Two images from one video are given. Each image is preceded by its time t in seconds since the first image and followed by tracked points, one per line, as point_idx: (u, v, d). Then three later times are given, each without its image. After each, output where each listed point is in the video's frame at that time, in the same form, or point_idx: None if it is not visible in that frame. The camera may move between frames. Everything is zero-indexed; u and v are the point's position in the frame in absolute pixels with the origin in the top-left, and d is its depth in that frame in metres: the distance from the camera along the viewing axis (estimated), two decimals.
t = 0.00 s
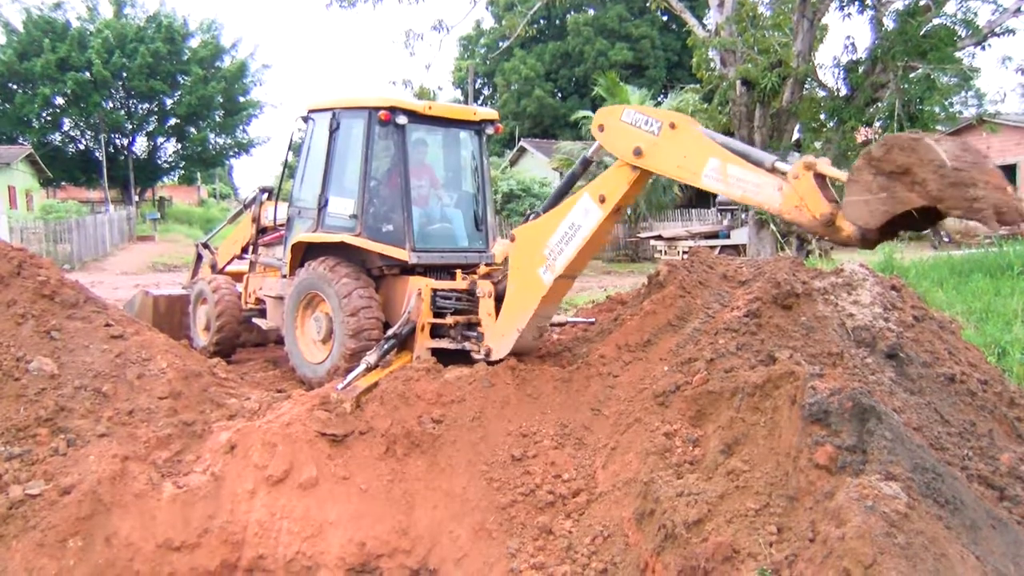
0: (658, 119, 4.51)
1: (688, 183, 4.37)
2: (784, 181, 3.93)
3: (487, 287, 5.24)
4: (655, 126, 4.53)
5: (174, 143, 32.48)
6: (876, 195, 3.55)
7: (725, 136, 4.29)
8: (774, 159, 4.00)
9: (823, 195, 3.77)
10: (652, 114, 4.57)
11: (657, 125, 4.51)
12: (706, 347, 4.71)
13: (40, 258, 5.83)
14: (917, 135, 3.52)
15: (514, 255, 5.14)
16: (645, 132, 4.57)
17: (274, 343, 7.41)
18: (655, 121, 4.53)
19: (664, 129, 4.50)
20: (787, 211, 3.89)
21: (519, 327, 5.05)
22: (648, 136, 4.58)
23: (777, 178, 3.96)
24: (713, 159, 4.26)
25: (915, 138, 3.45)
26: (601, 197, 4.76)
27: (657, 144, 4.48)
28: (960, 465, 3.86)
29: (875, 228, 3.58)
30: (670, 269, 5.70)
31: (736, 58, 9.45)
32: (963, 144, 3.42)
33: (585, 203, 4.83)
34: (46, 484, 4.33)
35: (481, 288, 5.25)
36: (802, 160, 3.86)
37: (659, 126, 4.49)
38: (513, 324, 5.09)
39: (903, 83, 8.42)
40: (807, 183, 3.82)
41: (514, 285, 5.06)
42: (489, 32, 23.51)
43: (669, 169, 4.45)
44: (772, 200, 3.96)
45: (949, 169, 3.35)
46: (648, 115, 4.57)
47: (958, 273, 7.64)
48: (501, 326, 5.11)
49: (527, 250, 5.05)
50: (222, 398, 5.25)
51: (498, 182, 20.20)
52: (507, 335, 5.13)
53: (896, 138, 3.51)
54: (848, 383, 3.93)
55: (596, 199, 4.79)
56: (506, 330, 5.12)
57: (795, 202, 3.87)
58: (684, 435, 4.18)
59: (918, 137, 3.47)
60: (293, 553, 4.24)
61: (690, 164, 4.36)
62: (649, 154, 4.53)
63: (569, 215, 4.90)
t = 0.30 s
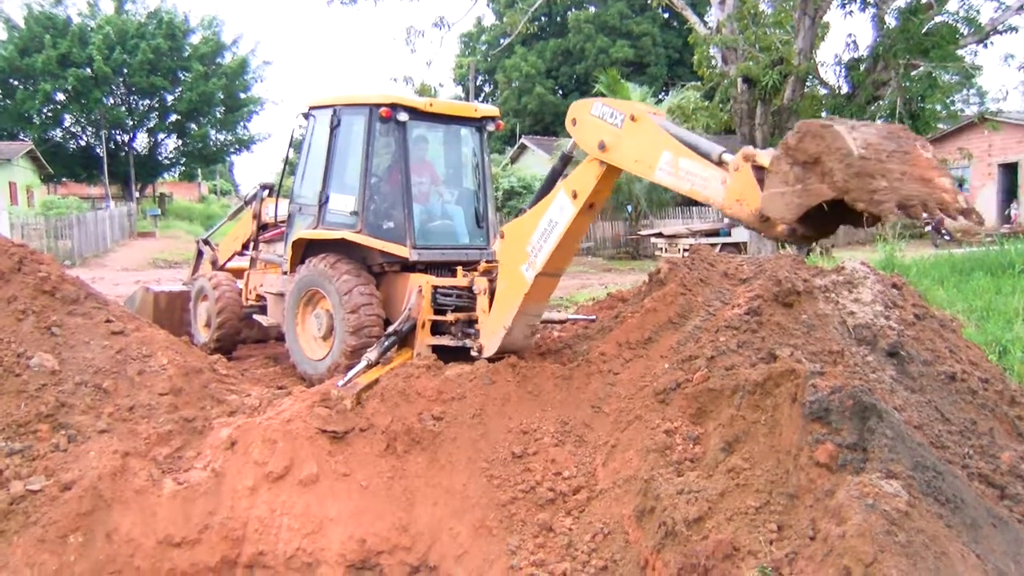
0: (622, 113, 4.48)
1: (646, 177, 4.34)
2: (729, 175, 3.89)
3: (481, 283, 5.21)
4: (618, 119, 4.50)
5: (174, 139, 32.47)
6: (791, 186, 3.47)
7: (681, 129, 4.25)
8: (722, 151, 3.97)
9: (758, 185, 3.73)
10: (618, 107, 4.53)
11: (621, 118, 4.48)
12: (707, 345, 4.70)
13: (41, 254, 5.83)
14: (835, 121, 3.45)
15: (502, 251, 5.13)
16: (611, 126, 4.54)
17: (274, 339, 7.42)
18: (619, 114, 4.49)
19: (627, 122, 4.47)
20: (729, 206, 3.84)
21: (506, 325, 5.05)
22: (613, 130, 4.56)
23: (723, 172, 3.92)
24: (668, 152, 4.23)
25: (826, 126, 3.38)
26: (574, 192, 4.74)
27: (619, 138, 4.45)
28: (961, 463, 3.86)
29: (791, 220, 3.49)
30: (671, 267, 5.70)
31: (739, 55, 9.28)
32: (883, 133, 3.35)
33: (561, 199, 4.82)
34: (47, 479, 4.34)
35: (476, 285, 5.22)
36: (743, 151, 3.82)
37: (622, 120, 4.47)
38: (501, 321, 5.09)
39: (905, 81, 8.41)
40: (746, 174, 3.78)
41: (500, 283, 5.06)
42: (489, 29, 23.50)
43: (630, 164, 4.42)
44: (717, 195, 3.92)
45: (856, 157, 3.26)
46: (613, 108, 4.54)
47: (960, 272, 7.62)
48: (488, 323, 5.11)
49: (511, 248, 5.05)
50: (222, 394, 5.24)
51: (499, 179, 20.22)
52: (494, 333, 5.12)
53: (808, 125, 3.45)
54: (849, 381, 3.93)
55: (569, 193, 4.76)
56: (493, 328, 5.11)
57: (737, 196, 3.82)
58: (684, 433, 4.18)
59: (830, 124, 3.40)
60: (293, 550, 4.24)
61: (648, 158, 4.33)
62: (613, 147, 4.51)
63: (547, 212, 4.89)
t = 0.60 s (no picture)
0: (588, 106, 4.36)
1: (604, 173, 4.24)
2: (672, 172, 3.81)
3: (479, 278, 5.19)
4: (585, 112, 4.38)
5: (177, 135, 32.49)
6: (705, 195, 3.56)
7: (637, 123, 4.11)
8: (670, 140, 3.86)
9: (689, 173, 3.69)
10: (587, 100, 4.40)
11: (587, 112, 4.36)
12: (710, 341, 4.70)
13: (43, 249, 5.84)
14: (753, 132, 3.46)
15: (496, 245, 5.08)
16: (579, 119, 4.42)
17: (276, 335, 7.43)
18: (586, 107, 4.37)
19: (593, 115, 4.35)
20: (669, 204, 3.78)
21: (496, 322, 5.01)
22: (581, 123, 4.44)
23: (667, 169, 3.83)
24: (623, 148, 4.12)
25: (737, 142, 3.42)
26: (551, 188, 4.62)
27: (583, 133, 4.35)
28: (963, 460, 3.86)
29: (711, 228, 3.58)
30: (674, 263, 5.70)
31: (741, 52, 9.40)
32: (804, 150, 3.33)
33: (541, 196, 4.70)
34: (50, 474, 4.35)
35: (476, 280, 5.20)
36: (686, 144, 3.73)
37: (588, 113, 4.35)
38: (492, 317, 5.04)
39: (909, 77, 8.47)
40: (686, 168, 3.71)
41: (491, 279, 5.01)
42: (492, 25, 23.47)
43: (592, 159, 4.32)
44: (660, 192, 3.84)
45: (759, 183, 3.34)
46: (581, 101, 4.41)
47: (962, 269, 7.61)
48: (480, 319, 5.08)
49: (502, 244, 4.98)
50: (225, 389, 5.25)
51: (501, 175, 20.24)
52: (486, 328, 5.07)
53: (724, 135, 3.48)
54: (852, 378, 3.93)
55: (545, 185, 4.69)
56: (485, 323, 5.07)
57: (676, 195, 3.76)
58: (686, 429, 4.18)
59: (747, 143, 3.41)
60: (295, 545, 4.25)
61: (606, 154, 4.22)
62: (579, 141, 4.40)
63: (530, 208, 4.79)
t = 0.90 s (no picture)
0: (571, 108, 4.59)
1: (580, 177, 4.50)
2: (637, 186, 4.12)
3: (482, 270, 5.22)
4: (568, 114, 4.60)
5: (180, 126, 32.46)
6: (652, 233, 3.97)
7: (613, 129, 4.35)
8: (639, 148, 4.16)
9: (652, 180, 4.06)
10: (571, 102, 4.62)
11: (570, 114, 4.58)
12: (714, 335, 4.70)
13: (47, 239, 5.83)
14: (699, 190, 3.81)
15: (494, 241, 5.08)
16: (562, 120, 4.65)
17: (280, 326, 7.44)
18: (569, 109, 4.59)
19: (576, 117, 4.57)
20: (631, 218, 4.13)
21: (493, 316, 5.00)
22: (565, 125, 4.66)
23: (633, 181, 4.14)
24: (598, 155, 4.37)
25: (679, 203, 3.82)
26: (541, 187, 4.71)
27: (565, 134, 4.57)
28: (968, 455, 3.85)
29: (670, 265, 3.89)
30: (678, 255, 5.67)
31: (746, 44, 9.28)
32: (748, 218, 3.75)
33: (531, 194, 4.77)
34: (54, 464, 4.37)
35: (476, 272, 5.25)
36: (654, 158, 4.05)
37: (571, 115, 4.57)
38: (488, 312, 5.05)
39: (914, 70, 8.42)
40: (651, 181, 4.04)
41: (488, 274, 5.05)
42: (495, 17, 23.39)
43: (569, 160, 4.54)
44: (626, 204, 4.16)
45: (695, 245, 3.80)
46: (566, 103, 4.63)
47: (965, 263, 7.60)
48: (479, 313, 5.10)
49: (499, 240, 5.00)
50: (228, 380, 5.25)
51: (504, 168, 20.24)
52: (482, 322, 5.10)
53: (672, 191, 3.86)
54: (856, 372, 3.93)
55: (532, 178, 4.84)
56: (483, 317, 5.09)
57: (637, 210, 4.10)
58: (689, 422, 4.19)
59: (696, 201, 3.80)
60: (298, 536, 4.27)
61: (582, 157, 4.47)
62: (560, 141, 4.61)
63: (523, 205, 4.84)
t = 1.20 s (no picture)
0: (586, 120, 4.47)
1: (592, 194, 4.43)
2: (651, 218, 4.05)
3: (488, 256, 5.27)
4: (583, 125, 4.49)
5: (191, 114, 32.53)
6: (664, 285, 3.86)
7: (628, 150, 4.25)
8: (653, 178, 4.08)
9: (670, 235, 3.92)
10: (587, 113, 4.50)
11: (585, 125, 4.47)
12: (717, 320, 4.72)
13: (60, 225, 5.83)
14: (718, 271, 3.58)
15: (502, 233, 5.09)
16: (576, 130, 4.54)
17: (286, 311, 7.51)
18: (584, 120, 4.48)
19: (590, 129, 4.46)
20: (644, 248, 4.09)
21: (498, 308, 5.04)
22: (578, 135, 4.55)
23: (648, 212, 4.07)
24: (611, 175, 4.28)
25: (695, 286, 3.61)
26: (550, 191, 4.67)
27: (579, 147, 4.47)
28: (966, 440, 3.97)
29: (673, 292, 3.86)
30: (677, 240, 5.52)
31: (750, 34, 9.25)
32: (763, 303, 3.49)
33: (541, 195, 4.74)
34: (68, 444, 4.48)
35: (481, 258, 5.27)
36: (671, 199, 3.92)
37: (586, 127, 4.46)
38: (495, 301, 5.07)
39: (916, 61, 8.39)
40: (667, 223, 3.93)
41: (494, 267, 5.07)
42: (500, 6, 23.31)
43: (582, 175, 4.45)
44: (638, 234, 4.11)
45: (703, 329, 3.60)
46: (582, 113, 4.51)
47: (966, 251, 7.61)
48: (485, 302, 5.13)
49: (506, 234, 5.00)
50: (237, 364, 5.32)
51: (510, 156, 20.28)
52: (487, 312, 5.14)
53: (690, 269, 3.68)
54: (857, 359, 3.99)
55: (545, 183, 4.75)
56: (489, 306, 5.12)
57: (652, 243, 4.04)
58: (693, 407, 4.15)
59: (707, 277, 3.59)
60: (306, 517, 4.35)
61: (595, 174, 4.38)
62: (574, 152, 4.52)
63: (532, 205, 4.81)
